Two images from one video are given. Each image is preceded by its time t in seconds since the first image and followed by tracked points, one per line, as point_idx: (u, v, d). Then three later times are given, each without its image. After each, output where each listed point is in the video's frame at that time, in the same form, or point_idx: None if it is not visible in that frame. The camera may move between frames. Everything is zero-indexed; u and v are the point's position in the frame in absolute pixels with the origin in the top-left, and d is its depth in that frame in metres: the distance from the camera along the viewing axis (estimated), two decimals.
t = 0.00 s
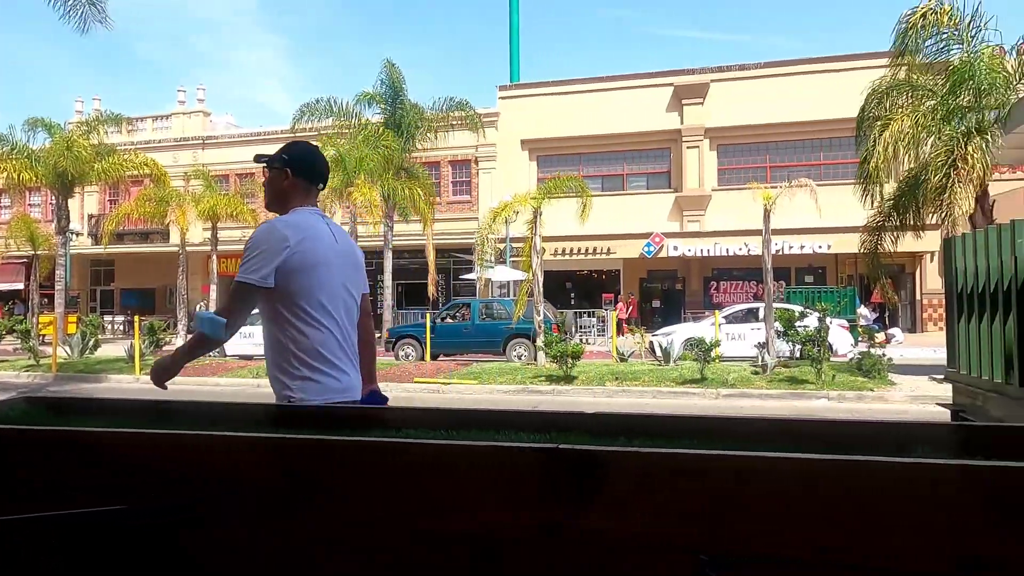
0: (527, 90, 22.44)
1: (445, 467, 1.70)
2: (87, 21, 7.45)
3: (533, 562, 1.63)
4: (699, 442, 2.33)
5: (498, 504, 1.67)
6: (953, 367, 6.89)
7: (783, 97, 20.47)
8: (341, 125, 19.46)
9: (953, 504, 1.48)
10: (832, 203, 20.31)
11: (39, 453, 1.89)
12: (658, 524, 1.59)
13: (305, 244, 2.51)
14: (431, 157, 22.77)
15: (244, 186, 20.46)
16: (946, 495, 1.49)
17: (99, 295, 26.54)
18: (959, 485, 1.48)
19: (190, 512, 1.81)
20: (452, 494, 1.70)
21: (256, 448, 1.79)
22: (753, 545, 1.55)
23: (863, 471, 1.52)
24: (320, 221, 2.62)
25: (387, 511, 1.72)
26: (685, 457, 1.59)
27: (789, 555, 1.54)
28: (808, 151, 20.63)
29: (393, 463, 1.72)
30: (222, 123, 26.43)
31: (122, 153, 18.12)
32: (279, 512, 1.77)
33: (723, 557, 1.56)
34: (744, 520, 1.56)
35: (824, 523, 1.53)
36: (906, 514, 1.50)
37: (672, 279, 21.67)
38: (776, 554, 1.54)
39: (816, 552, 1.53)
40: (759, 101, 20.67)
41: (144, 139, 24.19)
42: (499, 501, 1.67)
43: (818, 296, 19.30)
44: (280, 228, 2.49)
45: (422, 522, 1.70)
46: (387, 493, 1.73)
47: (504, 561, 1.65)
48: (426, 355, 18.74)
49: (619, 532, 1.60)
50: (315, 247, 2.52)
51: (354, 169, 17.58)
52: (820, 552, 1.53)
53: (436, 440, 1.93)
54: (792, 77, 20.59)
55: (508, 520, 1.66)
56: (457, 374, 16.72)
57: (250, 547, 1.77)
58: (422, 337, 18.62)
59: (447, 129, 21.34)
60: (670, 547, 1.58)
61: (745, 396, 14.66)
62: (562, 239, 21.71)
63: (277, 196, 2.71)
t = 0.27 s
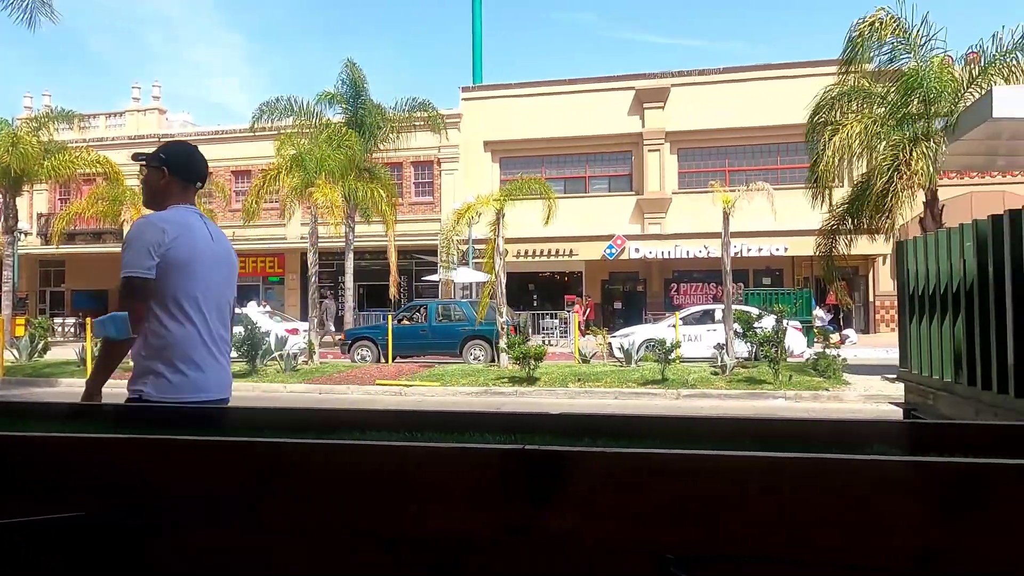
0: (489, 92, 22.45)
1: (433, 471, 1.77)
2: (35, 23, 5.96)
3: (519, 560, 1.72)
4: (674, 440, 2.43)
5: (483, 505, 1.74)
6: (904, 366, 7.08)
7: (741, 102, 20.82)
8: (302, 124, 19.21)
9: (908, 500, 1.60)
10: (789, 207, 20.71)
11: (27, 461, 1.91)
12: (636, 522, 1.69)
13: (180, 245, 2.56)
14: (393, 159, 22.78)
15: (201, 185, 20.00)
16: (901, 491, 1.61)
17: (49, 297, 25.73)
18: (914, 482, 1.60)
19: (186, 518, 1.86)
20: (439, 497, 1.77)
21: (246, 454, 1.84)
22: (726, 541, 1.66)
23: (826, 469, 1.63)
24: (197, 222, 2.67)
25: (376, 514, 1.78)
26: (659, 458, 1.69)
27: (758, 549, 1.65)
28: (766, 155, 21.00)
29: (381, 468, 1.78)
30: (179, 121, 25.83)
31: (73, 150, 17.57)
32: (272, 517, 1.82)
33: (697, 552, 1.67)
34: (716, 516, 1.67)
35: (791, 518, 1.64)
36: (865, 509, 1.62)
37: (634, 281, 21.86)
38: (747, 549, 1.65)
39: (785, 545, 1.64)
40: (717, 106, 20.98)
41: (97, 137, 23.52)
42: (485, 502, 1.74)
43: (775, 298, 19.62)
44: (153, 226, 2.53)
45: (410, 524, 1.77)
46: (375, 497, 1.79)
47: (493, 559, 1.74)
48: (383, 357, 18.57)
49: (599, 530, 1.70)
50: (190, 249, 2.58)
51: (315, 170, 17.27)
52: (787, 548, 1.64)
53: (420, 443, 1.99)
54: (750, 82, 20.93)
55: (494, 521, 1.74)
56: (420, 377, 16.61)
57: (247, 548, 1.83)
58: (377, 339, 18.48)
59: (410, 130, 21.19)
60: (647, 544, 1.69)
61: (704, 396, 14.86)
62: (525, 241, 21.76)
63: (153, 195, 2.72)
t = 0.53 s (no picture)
0: (455, 93, 22.41)
1: (389, 472, 1.90)
2: None
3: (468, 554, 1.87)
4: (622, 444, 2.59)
5: (436, 504, 1.89)
6: (862, 367, 7.23)
7: (704, 106, 21.08)
8: (265, 124, 19.02)
9: (815, 497, 1.82)
10: (751, 210, 21.01)
11: None
12: (575, 518, 1.87)
13: (49, 257, 2.49)
14: (356, 158, 22.39)
15: (161, 185, 19.63)
16: (810, 489, 1.82)
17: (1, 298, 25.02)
18: (819, 479, 1.82)
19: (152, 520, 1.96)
20: (394, 497, 1.91)
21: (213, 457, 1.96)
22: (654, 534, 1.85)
23: (745, 467, 1.83)
24: (65, 231, 2.60)
25: (334, 513, 1.91)
26: (596, 458, 1.88)
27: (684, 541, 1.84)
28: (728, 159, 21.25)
29: (341, 469, 1.92)
30: (137, 118, 25.29)
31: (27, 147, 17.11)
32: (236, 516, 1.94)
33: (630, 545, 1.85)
34: (646, 512, 1.85)
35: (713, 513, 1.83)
36: (779, 505, 1.82)
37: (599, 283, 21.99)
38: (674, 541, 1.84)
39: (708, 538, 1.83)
40: (681, 110, 21.20)
41: (52, 134, 22.97)
42: (437, 501, 1.89)
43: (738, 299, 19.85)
44: (18, 239, 2.44)
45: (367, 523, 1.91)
46: (334, 497, 1.92)
47: (444, 554, 1.88)
48: (342, 359, 18.39)
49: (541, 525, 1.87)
50: (60, 260, 2.51)
51: (277, 169, 17.00)
52: (710, 539, 1.83)
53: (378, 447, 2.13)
54: (714, 87, 21.18)
55: (444, 520, 1.88)
56: (384, 379, 16.47)
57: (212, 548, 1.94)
58: (337, 341, 18.34)
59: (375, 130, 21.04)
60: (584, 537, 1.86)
61: (668, 397, 15.01)
62: (491, 242, 21.73)
63: (15, 204, 2.63)
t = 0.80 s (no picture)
0: (417, 94, 22.34)
1: (371, 474, 2.45)
2: None
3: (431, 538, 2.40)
4: (564, 450, 3.04)
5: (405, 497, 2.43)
6: (817, 367, 7.42)
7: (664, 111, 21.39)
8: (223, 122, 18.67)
9: (692, 488, 2.40)
10: (710, 213, 21.33)
11: (52, 474, 2.47)
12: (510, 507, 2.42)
13: None
14: (319, 159, 22.32)
15: (114, 182, 19.08)
16: (687, 484, 2.41)
17: None
18: (697, 475, 2.41)
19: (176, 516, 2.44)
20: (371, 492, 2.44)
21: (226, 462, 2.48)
22: (575, 520, 2.42)
23: (639, 468, 2.43)
24: None
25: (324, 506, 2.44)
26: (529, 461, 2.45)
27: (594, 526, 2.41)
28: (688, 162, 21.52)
29: (328, 471, 2.46)
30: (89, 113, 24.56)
31: None
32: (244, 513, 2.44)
33: (555, 531, 2.41)
34: (567, 502, 2.43)
35: (616, 502, 2.42)
36: (665, 498, 2.39)
37: (561, 284, 22.10)
38: (587, 524, 2.41)
39: (613, 524, 2.40)
40: (643, 113, 21.43)
41: None
42: (406, 495, 2.43)
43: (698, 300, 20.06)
44: None
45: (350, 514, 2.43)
46: (324, 494, 2.45)
47: (409, 536, 2.41)
48: (299, 360, 18.17)
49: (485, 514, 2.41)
50: None
51: (236, 168, 16.67)
52: (615, 522, 2.40)
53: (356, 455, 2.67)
54: (673, 91, 21.48)
55: (410, 510, 2.42)
56: (345, 380, 16.30)
57: (224, 538, 2.42)
58: (293, 342, 18.10)
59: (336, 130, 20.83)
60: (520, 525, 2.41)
61: (629, 397, 15.18)
62: (454, 243, 21.64)
63: None
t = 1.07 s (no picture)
0: (372, 93, 22.13)
1: (327, 474, 2.27)
2: None
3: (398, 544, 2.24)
4: (528, 449, 3.08)
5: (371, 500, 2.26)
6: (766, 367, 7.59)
7: (619, 113, 21.59)
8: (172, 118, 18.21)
9: (677, 486, 2.27)
10: (664, 215, 21.63)
11: None
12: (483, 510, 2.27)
13: None
14: (272, 157, 21.92)
15: (56, 179, 18.43)
16: (673, 481, 2.27)
17: None
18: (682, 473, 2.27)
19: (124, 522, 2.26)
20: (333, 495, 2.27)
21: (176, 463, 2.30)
22: (553, 522, 2.27)
23: (622, 467, 2.28)
24: None
25: (284, 509, 2.27)
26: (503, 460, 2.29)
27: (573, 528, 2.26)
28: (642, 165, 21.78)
29: (287, 472, 2.28)
30: (29, 107, 23.71)
31: None
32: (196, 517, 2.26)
33: (532, 533, 2.26)
34: (543, 504, 2.27)
35: (597, 502, 2.27)
36: (641, 500, 2.26)
37: (517, 285, 22.15)
38: (564, 525, 2.27)
39: (593, 525, 2.26)
40: (598, 116, 21.62)
41: None
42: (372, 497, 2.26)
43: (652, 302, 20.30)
44: None
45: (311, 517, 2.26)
46: (283, 497, 2.27)
47: (376, 542, 2.25)
48: (247, 362, 17.82)
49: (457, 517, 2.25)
50: None
51: (186, 166, 16.26)
52: (594, 524, 2.27)
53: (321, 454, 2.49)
54: (628, 94, 21.73)
55: (376, 513, 2.25)
56: (298, 382, 16.02)
57: (177, 546, 2.25)
58: (241, 344, 17.75)
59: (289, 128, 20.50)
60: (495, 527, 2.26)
61: (585, 397, 15.29)
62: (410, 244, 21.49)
63: None
